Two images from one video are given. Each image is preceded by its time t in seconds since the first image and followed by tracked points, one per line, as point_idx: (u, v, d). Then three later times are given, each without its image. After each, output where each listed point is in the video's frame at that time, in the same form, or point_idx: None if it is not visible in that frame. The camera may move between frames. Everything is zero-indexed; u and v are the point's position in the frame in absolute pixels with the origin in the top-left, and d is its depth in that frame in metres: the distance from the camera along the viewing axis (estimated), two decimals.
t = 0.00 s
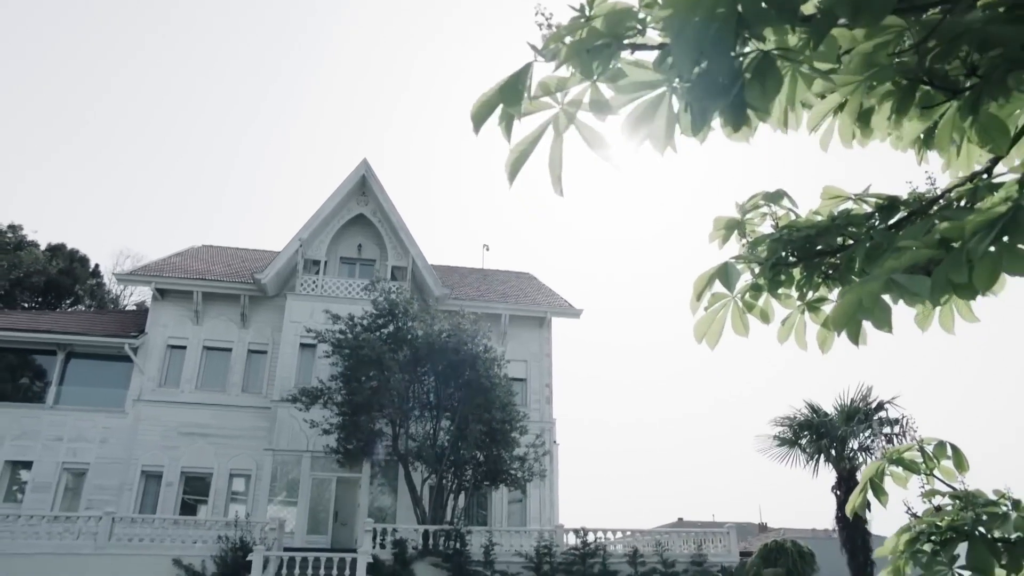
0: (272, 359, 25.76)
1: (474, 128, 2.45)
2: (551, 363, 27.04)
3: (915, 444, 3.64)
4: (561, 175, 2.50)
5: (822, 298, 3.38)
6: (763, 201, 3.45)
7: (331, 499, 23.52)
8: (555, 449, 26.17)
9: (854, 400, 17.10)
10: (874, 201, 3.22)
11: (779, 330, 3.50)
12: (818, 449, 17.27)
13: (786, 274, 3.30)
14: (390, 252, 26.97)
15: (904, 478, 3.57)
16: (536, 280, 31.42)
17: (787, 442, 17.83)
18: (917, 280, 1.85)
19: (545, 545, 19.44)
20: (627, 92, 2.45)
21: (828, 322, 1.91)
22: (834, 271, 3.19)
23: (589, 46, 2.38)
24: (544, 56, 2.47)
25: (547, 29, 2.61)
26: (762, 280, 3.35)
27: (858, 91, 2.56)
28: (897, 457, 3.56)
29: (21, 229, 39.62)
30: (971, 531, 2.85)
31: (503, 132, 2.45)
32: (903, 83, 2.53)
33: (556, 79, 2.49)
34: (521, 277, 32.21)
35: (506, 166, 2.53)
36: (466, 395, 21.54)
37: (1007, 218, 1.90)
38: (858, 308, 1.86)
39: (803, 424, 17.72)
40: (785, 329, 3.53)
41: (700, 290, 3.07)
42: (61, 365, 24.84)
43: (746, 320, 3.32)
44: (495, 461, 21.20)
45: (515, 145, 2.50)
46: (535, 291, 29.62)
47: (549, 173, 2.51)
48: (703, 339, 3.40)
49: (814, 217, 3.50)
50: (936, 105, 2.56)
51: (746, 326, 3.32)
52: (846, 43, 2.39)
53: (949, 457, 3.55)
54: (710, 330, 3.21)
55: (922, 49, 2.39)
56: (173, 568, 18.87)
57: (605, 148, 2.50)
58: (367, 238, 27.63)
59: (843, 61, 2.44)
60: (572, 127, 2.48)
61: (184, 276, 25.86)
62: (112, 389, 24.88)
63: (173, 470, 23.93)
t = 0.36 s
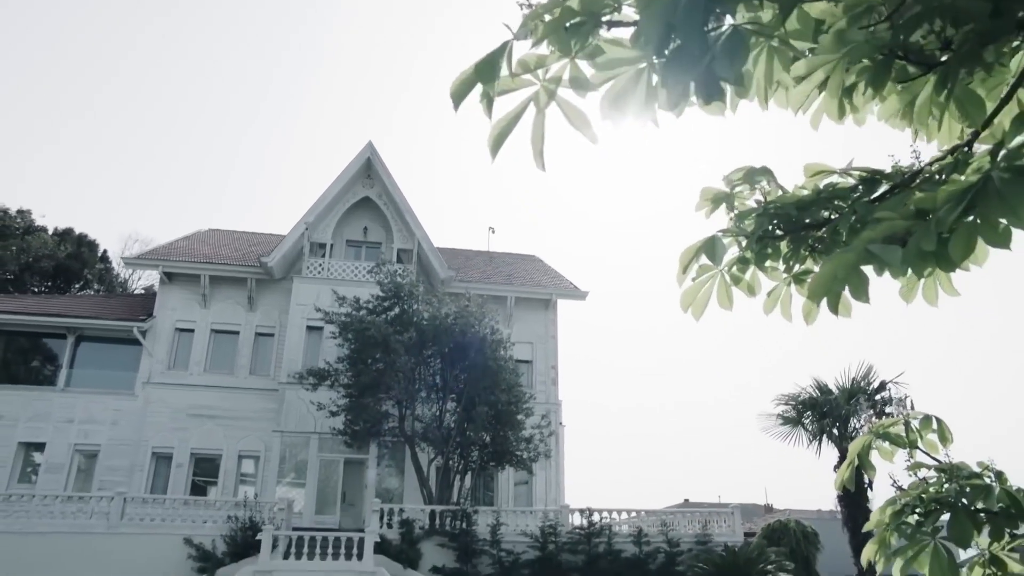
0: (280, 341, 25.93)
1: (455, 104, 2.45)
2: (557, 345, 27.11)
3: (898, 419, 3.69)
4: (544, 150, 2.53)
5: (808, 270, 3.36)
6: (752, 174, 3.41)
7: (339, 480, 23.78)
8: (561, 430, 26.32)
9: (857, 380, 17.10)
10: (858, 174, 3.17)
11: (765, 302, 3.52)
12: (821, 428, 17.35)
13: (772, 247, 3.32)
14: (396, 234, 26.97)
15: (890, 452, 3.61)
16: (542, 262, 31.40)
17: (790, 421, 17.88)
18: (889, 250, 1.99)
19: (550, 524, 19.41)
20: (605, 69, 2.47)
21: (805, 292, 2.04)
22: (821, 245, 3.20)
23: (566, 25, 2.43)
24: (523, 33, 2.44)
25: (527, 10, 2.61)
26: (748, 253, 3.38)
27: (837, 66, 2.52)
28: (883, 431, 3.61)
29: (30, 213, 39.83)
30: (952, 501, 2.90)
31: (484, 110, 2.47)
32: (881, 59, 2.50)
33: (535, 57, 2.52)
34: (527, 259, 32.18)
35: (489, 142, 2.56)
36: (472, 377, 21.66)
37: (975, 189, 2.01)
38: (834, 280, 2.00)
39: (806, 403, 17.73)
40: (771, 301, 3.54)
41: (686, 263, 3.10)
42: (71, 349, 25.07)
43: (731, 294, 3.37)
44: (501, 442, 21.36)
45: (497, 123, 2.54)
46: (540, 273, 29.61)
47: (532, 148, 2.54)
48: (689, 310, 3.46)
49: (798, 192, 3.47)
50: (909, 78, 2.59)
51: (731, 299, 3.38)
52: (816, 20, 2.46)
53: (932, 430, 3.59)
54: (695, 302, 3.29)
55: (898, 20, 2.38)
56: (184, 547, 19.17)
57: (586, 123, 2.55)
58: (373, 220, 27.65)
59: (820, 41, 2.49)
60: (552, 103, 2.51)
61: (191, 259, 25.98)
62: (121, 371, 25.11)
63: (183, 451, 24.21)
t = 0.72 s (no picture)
0: (287, 324, 26.09)
1: (440, 74, 2.50)
2: (562, 326, 27.19)
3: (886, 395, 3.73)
4: (528, 120, 2.56)
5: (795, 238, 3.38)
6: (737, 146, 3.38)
7: (347, 460, 24.04)
8: (566, 411, 26.47)
9: (862, 359, 17.10)
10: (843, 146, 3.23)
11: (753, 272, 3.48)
12: (824, 407, 17.39)
13: (760, 217, 3.33)
14: (401, 217, 26.98)
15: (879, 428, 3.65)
16: (547, 244, 31.40)
17: (793, 400, 17.92)
18: (864, 215, 2.17)
19: (555, 504, 19.57)
20: (586, 39, 2.49)
21: (785, 252, 2.21)
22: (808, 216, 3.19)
23: None
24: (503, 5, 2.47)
25: None
26: (736, 222, 3.39)
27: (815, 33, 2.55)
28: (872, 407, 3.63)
29: (38, 198, 40.01)
30: (934, 471, 2.95)
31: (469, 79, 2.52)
32: (858, 29, 2.53)
33: (518, 27, 2.55)
34: (532, 241, 32.18)
35: (476, 110, 2.60)
36: (478, 358, 21.77)
37: (944, 154, 2.17)
38: (815, 245, 2.16)
39: (809, 382, 17.76)
40: (759, 269, 3.50)
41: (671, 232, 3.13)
42: (80, 331, 25.28)
43: (722, 261, 3.38)
44: (507, 423, 21.50)
45: (483, 92, 2.58)
46: (546, 255, 29.62)
47: (516, 118, 2.58)
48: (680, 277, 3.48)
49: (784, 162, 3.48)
50: (887, 50, 2.59)
51: (722, 266, 3.39)
52: None
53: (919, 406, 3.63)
54: (686, 269, 3.30)
55: None
56: (195, 526, 19.45)
57: (569, 91, 2.59)
58: (378, 203, 27.66)
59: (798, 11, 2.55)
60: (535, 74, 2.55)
61: (198, 242, 26.09)
62: (130, 354, 25.33)
63: (192, 433, 24.45)
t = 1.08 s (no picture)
0: (292, 306, 26.21)
1: (419, 40, 2.56)
2: (567, 308, 27.24)
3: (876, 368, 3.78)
4: (509, 86, 2.62)
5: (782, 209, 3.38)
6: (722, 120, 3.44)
7: (352, 441, 24.27)
8: (570, 392, 26.62)
9: (863, 340, 17.10)
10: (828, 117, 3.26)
11: (739, 240, 3.41)
12: (825, 386, 17.43)
13: (748, 187, 3.35)
14: (405, 199, 26.95)
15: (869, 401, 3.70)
16: (552, 225, 31.37)
17: (795, 380, 17.96)
18: (837, 180, 2.22)
19: (559, 484, 19.75)
20: (565, 9, 2.52)
21: (761, 214, 2.28)
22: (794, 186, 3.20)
23: None
24: None
25: None
26: (724, 192, 3.39)
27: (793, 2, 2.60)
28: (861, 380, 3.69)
29: (42, 181, 40.09)
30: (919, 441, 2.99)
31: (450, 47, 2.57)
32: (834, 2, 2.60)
33: None
34: (536, 223, 32.15)
35: (459, 75, 2.66)
36: (482, 340, 21.86)
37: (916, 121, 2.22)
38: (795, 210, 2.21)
39: (810, 362, 17.80)
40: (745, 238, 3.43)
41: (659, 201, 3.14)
42: (87, 314, 25.44)
43: (710, 230, 3.39)
44: (511, 404, 21.61)
45: (464, 59, 2.63)
46: (550, 237, 29.60)
47: (498, 84, 2.63)
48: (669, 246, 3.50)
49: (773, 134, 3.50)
50: (863, 22, 2.65)
51: (711, 235, 3.40)
52: None
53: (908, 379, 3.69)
54: (676, 238, 3.32)
55: None
56: (203, 505, 19.74)
57: (550, 60, 2.64)
58: (382, 185, 27.63)
59: None
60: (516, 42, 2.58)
61: (203, 225, 26.15)
62: (137, 337, 25.52)
63: (199, 414, 24.67)
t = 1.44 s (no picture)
0: (296, 288, 26.30)
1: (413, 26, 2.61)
2: (571, 290, 27.28)
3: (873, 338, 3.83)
4: (503, 67, 2.66)
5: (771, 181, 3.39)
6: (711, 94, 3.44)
7: (357, 422, 24.46)
8: (574, 373, 26.72)
9: (865, 320, 17.10)
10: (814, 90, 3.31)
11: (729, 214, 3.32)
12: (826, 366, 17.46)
13: (738, 160, 3.38)
14: (409, 181, 26.92)
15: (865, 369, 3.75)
16: (555, 207, 31.34)
17: (796, 360, 17.99)
18: (817, 155, 2.37)
19: (562, 464, 19.89)
20: None
21: (747, 189, 2.43)
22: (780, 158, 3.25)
23: None
24: None
25: None
26: (714, 165, 3.40)
27: None
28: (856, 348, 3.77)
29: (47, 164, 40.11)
30: (902, 402, 3.04)
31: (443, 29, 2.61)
32: None
33: None
34: (539, 204, 32.11)
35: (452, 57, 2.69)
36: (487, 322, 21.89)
37: (893, 96, 2.30)
38: (774, 184, 2.38)
39: (811, 342, 17.82)
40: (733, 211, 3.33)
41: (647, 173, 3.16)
42: (93, 297, 25.58)
43: (701, 204, 3.40)
44: (515, 385, 21.75)
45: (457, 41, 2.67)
46: (554, 218, 29.58)
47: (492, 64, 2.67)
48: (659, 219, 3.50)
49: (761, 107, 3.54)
50: None
51: (701, 209, 3.41)
52: None
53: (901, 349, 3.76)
54: (666, 211, 3.35)
55: None
56: (210, 485, 19.99)
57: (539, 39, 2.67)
58: (386, 167, 27.58)
59: None
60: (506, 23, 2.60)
61: (207, 208, 26.20)
62: (143, 319, 25.68)
63: (206, 395, 24.87)
